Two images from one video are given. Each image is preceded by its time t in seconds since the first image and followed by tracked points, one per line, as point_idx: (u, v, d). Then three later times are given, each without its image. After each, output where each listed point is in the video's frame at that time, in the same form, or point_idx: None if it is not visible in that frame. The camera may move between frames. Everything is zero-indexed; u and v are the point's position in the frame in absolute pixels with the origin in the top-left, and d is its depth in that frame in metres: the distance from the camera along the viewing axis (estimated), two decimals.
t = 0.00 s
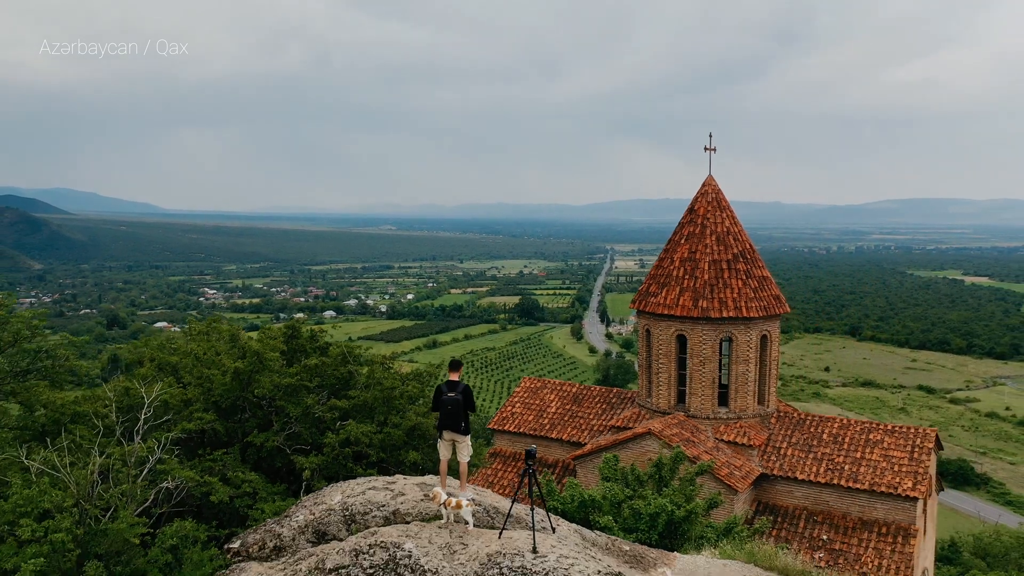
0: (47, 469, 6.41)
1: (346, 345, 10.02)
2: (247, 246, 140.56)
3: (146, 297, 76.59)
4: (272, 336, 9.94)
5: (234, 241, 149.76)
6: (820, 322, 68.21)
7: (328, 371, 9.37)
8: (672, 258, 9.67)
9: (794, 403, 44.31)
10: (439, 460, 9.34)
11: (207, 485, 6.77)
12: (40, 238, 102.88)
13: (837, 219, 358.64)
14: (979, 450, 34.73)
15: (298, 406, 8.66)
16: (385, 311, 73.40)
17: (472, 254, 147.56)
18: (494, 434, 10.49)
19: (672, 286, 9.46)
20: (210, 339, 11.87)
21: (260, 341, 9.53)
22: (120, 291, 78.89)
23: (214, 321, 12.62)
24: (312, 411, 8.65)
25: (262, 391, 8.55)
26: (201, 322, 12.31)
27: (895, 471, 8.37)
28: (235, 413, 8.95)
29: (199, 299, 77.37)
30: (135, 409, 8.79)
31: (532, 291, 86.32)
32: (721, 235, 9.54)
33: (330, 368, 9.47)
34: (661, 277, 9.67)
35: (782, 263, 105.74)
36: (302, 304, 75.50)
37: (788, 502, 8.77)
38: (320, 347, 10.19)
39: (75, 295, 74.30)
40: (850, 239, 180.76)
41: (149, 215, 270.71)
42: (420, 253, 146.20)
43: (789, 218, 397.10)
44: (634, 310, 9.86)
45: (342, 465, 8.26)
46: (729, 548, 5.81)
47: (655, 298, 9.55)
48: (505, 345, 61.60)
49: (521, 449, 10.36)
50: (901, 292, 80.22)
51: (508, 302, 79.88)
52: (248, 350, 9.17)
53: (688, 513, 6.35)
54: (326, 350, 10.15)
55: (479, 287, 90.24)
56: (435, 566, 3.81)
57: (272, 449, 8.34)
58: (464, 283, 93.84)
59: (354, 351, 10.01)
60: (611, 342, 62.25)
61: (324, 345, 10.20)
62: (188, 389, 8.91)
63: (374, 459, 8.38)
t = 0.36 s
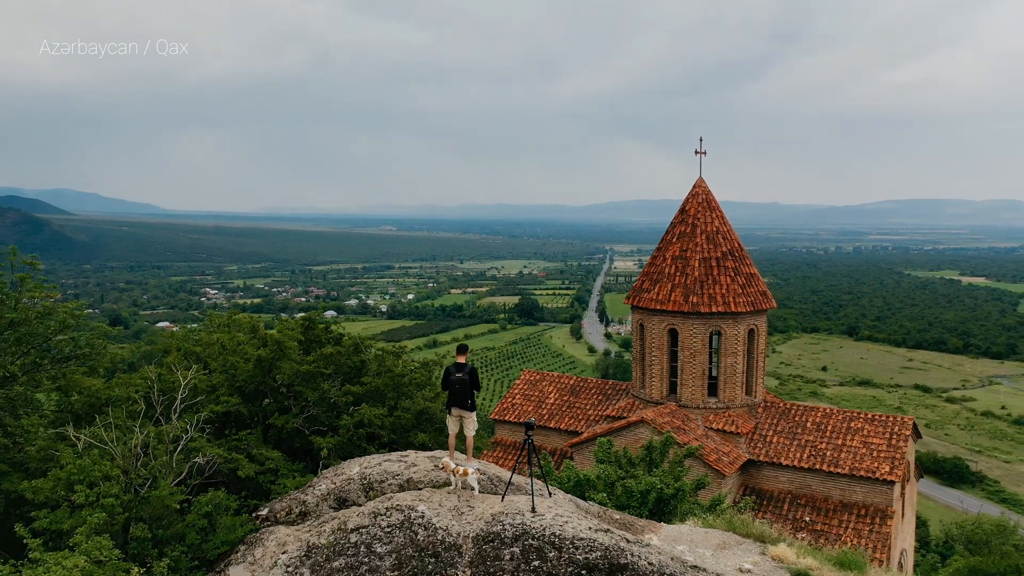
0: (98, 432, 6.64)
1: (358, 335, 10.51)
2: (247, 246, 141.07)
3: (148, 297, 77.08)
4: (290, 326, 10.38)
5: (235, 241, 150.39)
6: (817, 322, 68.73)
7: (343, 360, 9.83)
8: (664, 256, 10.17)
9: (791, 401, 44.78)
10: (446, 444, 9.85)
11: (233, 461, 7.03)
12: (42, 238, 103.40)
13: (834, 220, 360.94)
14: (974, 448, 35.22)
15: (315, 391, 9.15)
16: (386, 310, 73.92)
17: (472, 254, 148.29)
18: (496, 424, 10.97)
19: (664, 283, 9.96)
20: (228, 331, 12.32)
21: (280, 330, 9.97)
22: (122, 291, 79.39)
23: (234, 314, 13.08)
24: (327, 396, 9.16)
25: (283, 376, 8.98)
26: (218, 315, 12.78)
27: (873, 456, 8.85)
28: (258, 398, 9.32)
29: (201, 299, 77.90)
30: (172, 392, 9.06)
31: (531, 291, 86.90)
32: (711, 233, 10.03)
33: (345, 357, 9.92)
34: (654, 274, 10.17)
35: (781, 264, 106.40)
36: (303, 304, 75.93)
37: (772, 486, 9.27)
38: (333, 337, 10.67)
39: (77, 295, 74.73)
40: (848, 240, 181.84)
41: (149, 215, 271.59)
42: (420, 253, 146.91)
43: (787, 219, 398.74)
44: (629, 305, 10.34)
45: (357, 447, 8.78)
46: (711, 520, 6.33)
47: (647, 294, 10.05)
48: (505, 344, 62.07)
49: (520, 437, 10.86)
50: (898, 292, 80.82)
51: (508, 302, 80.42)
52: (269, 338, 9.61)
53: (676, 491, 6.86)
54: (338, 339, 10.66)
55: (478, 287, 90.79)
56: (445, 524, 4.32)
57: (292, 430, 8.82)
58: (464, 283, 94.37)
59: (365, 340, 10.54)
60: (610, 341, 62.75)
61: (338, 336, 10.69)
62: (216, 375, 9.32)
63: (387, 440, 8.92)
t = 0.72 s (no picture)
0: (137, 409, 6.92)
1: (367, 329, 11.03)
2: (247, 246, 141.61)
3: (150, 297, 77.51)
4: (305, 319, 10.88)
5: (237, 242, 150.91)
6: (815, 322, 69.22)
7: (355, 350, 10.32)
8: (657, 254, 10.69)
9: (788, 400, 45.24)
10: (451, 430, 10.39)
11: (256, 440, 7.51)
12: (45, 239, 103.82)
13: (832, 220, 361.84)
14: (970, 447, 35.65)
15: (329, 377, 9.70)
16: (386, 311, 74.36)
17: (472, 255, 148.79)
18: (497, 415, 11.46)
19: (657, 280, 10.47)
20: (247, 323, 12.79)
21: (296, 321, 10.46)
22: (124, 291, 79.82)
23: (251, 308, 13.54)
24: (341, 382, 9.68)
25: (301, 364, 9.48)
26: (236, 309, 13.21)
27: (854, 443, 9.35)
28: (276, 383, 9.77)
29: (203, 299, 78.35)
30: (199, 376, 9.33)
31: (531, 291, 87.38)
32: (701, 232, 10.55)
33: (358, 347, 10.42)
34: (648, 271, 10.68)
35: (780, 264, 106.96)
36: (304, 304, 76.33)
37: (760, 472, 9.77)
38: (345, 329, 11.16)
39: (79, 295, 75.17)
40: (846, 240, 182.53)
41: (150, 216, 271.92)
42: (421, 254, 147.39)
43: (786, 220, 399.49)
44: (624, 302, 10.87)
45: (368, 430, 9.34)
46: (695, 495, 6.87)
47: (641, 291, 10.57)
48: (505, 344, 62.51)
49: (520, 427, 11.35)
50: (895, 292, 81.32)
51: (507, 302, 80.87)
52: (286, 329, 10.10)
53: (665, 471, 7.37)
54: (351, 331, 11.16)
55: (478, 287, 91.25)
56: (453, 490, 4.82)
57: (309, 414, 9.31)
58: (464, 283, 94.85)
59: (376, 333, 11.05)
60: (609, 341, 63.23)
61: (349, 328, 11.18)
62: (240, 361, 9.69)
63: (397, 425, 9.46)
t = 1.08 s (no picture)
0: (170, 391, 7.36)
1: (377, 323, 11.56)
2: (248, 246, 141.56)
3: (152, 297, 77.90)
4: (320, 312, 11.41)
5: (237, 242, 151.23)
6: (813, 322, 69.72)
7: (365, 341, 10.86)
8: (650, 253, 11.20)
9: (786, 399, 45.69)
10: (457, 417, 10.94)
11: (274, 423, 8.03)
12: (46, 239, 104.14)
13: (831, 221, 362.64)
14: (965, 446, 36.12)
15: (343, 366, 10.25)
16: (387, 311, 74.77)
17: (473, 255, 149.32)
18: (498, 406, 11.99)
19: (650, 278, 10.99)
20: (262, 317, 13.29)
21: (312, 314, 11.01)
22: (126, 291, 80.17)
23: (265, 303, 14.04)
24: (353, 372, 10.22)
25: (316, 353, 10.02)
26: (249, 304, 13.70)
27: (836, 431, 9.85)
28: (294, 371, 10.34)
29: (205, 299, 78.75)
30: (223, 362, 9.67)
31: (531, 291, 87.84)
32: (693, 232, 11.07)
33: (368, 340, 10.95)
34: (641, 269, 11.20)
35: (778, 264, 107.52)
36: (304, 304, 76.71)
37: (747, 459, 10.30)
38: (356, 322, 11.69)
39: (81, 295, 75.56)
40: (844, 241, 183.20)
41: (149, 217, 272.00)
42: (421, 254, 147.91)
43: (784, 221, 400.77)
44: (619, 298, 11.39)
45: (379, 415, 9.88)
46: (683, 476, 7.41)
47: (635, 288, 11.09)
48: (505, 344, 62.93)
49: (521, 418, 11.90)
50: (893, 292, 81.83)
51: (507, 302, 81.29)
52: (302, 321, 10.64)
53: (655, 455, 7.93)
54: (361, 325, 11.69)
55: (479, 288, 91.70)
56: (460, 463, 5.34)
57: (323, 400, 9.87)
58: (464, 283, 95.33)
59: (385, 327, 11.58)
60: (608, 341, 63.69)
61: (360, 322, 11.71)
62: (259, 349, 10.14)
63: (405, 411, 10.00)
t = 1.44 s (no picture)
0: (197, 377, 7.92)
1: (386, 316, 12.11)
2: (248, 247, 141.86)
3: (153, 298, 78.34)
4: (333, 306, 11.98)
5: (238, 243, 151.66)
6: (810, 322, 70.22)
7: (375, 333, 11.44)
8: (644, 252, 11.75)
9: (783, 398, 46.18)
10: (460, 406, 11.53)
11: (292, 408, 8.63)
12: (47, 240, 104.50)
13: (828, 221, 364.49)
14: (960, 444, 36.62)
15: (354, 356, 10.84)
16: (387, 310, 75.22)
17: (472, 256, 149.89)
18: (499, 397, 12.53)
19: (643, 276, 11.53)
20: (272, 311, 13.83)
21: (325, 307, 11.58)
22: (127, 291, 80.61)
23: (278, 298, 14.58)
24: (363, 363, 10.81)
25: (329, 344, 10.64)
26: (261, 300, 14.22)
27: (819, 420, 10.38)
28: (309, 362, 10.96)
29: (207, 299, 79.17)
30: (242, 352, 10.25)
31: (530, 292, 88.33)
32: (684, 231, 11.61)
33: (377, 332, 11.53)
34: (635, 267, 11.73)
35: (776, 265, 108.05)
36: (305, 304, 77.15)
37: (735, 447, 10.84)
38: (365, 315, 12.24)
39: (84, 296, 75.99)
40: (842, 241, 183.70)
41: (149, 218, 272.09)
42: (421, 255, 148.37)
43: (782, 222, 401.83)
44: (614, 294, 11.93)
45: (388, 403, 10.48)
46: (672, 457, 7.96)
47: (629, 285, 11.63)
48: (505, 343, 63.40)
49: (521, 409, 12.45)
50: (890, 293, 82.34)
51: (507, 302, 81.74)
52: (316, 314, 11.22)
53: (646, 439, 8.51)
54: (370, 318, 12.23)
55: (479, 288, 92.14)
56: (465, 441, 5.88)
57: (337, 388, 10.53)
58: (464, 284, 95.82)
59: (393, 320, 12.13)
60: (607, 340, 64.19)
61: (368, 315, 12.25)
62: (275, 340, 10.71)
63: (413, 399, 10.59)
